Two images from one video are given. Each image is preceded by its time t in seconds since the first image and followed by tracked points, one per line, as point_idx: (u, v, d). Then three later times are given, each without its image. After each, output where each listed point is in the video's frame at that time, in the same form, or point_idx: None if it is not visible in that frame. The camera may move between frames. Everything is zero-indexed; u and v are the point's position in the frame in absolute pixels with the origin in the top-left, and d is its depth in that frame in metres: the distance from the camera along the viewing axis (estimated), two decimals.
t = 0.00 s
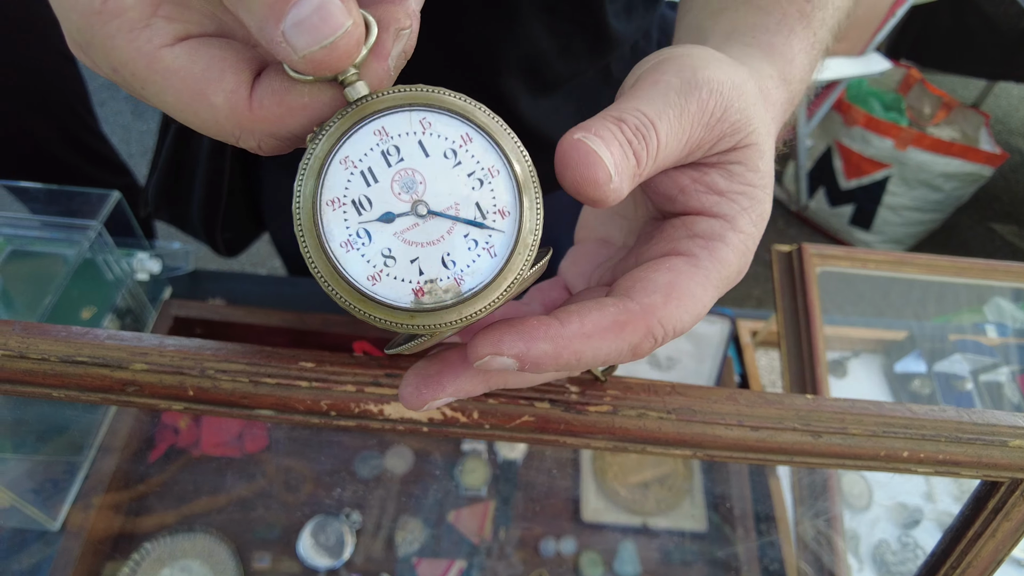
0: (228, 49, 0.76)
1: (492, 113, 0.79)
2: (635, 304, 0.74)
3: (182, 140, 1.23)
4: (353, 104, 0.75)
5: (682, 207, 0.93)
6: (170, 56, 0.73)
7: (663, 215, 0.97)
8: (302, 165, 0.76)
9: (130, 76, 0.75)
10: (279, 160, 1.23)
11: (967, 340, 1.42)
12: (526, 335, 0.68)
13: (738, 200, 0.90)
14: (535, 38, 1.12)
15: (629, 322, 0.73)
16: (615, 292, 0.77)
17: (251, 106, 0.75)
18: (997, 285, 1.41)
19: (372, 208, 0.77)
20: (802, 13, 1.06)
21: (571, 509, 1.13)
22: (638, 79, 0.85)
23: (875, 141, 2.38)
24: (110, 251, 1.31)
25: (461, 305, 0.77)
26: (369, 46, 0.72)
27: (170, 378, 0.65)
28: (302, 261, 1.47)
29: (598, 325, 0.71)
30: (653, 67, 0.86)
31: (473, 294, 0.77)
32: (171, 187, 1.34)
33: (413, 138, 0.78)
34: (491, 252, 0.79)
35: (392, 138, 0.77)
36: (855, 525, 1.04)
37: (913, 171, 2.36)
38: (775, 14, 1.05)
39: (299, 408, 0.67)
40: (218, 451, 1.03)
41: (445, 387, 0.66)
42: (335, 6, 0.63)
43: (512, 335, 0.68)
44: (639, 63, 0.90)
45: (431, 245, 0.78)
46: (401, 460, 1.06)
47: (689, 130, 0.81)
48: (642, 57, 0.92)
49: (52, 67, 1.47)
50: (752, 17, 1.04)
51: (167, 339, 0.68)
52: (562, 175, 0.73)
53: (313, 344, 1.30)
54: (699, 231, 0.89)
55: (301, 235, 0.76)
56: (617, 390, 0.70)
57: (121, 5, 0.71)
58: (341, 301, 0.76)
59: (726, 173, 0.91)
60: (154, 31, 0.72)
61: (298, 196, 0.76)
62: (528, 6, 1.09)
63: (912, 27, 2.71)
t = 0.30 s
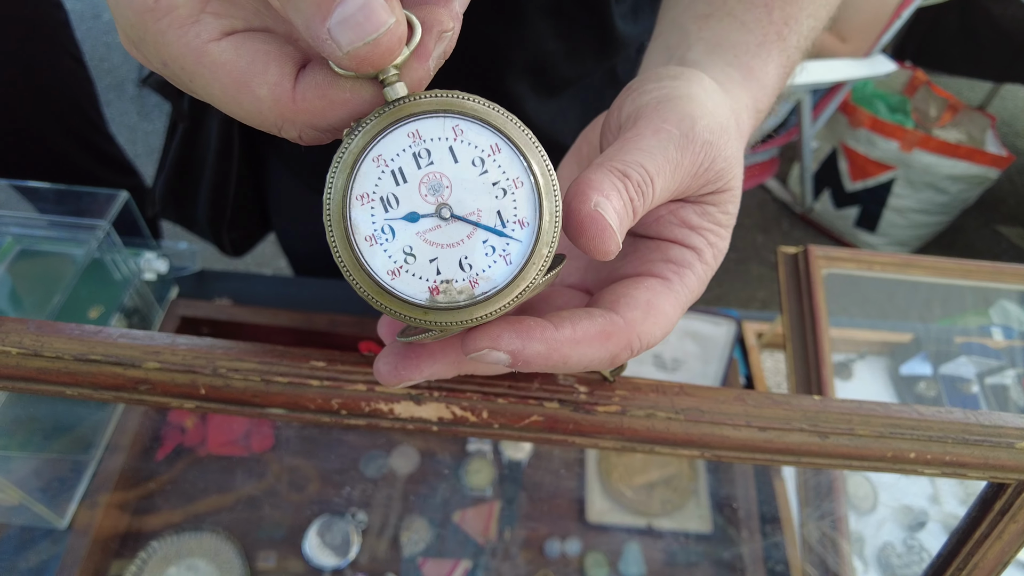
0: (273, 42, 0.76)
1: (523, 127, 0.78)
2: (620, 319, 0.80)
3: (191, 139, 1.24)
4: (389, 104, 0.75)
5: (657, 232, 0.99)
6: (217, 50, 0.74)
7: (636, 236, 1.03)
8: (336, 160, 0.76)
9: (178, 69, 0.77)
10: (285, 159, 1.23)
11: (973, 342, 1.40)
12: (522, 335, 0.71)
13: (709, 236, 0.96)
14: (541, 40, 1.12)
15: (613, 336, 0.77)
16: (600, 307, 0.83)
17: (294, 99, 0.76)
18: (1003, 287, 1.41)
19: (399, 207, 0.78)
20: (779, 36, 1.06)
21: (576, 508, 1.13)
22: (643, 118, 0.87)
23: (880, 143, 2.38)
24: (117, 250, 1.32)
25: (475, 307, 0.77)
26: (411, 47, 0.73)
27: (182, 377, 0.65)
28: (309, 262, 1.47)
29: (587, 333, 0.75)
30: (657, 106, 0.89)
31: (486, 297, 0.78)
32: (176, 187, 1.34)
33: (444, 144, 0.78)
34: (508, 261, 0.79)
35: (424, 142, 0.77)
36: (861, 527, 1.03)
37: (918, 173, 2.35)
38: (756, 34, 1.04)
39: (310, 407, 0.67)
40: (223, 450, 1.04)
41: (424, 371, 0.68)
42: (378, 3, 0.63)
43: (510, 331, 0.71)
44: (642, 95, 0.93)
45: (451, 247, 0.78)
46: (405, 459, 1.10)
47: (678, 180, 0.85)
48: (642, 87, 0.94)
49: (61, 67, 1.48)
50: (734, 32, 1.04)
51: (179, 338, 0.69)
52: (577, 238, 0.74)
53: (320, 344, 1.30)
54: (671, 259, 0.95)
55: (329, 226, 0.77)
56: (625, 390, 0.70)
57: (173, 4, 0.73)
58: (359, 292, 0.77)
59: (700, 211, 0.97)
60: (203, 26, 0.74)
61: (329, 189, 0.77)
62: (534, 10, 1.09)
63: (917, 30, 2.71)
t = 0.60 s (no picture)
0: (286, 62, 0.76)
1: (526, 155, 0.80)
2: (611, 334, 0.82)
3: (195, 144, 1.25)
4: (399, 128, 0.76)
5: (646, 254, 0.99)
6: (233, 72, 0.74)
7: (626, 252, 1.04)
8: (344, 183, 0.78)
9: (194, 88, 0.77)
10: (288, 165, 1.24)
11: (974, 349, 1.39)
12: (516, 348, 0.73)
13: (697, 253, 0.97)
14: (545, 46, 1.13)
15: (605, 347, 0.79)
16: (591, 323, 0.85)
17: (307, 119, 0.76)
18: (1002, 293, 1.39)
19: (403, 226, 0.79)
20: (771, 50, 1.06)
21: (576, 513, 1.13)
22: (633, 144, 0.88)
23: (882, 147, 2.39)
24: (122, 253, 1.33)
25: (472, 324, 0.79)
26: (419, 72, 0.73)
27: (187, 385, 0.66)
28: (312, 265, 1.48)
29: (580, 348, 0.77)
30: (646, 131, 0.90)
31: (483, 316, 0.79)
32: (181, 192, 1.35)
33: (449, 169, 0.79)
34: (508, 282, 0.81)
35: (430, 166, 0.78)
36: (860, 533, 1.03)
37: (921, 177, 2.35)
38: (748, 48, 1.05)
39: (312, 415, 0.68)
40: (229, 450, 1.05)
41: (419, 375, 0.70)
42: (390, 31, 0.63)
43: (503, 345, 0.73)
44: (633, 117, 0.94)
45: (451, 267, 0.80)
46: (407, 464, 1.10)
47: (667, 205, 0.87)
48: (634, 108, 0.96)
49: (67, 71, 1.50)
50: (725, 45, 1.04)
51: (184, 345, 0.70)
52: (569, 270, 0.77)
53: (322, 348, 1.30)
54: (661, 277, 0.96)
55: (335, 243, 0.79)
56: (623, 400, 0.71)
57: (191, 26, 0.73)
58: (362, 307, 0.79)
59: (690, 231, 0.98)
60: (219, 49, 0.74)
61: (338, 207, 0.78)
62: (537, 19, 1.09)
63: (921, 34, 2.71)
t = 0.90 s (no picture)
0: (294, 67, 0.77)
1: (530, 160, 0.80)
2: (613, 333, 0.82)
3: (200, 145, 1.25)
4: (405, 132, 0.77)
5: (649, 253, 1.00)
6: (241, 76, 0.74)
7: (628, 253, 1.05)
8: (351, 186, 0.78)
9: (203, 92, 0.77)
10: (293, 165, 1.25)
11: (977, 352, 1.39)
12: (518, 349, 0.74)
13: (699, 253, 0.97)
14: (549, 48, 1.13)
15: (607, 348, 0.80)
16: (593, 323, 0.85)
17: (315, 122, 0.76)
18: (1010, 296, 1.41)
19: (407, 230, 0.80)
20: (774, 50, 1.07)
21: (579, 514, 1.13)
22: (630, 146, 0.89)
23: (885, 151, 2.39)
24: (127, 254, 1.34)
25: (475, 327, 0.79)
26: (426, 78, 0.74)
27: (192, 385, 0.66)
28: (315, 266, 1.48)
29: (582, 349, 0.77)
30: (644, 132, 0.90)
31: (487, 319, 0.80)
32: (186, 192, 1.35)
33: (454, 174, 0.79)
34: (511, 286, 0.81)
35: (435, 171, 0.79)
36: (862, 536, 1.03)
37: (924, 181, 2.35)
38: (750, 49, 1.05)
39: (317, 415, 0.68)
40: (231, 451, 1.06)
41: (422, 374, 0.70)
42: (396, 37, 0.63)
43: (507, 347, 0.73)
44: (631, 119, 0.94)
45: (455, 271, 0.80)
46: (410, 465, 1.11)
47: (666, 205, 0.87)
48: (632, 110, 0.96)
49: (71, 72, 1.50)
50: (728, 47, 1.05)
51: (189, 346, 0.70)
52: (565, 270, 0.78)
53: (325, 349, 1.30)
54: (664, 277, 0.96)
55: (341, 246, 0.79)
56: (627, 401, 0.71)
57: (200, 30, 0.74)
58: (367, 308, 0.80)
59: (692, 231, 0.98)
60: (228, 53, 0.75)
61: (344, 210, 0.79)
62: (541, 21, 1.10)
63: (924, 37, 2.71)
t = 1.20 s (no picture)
0: (309, 66, 0.77)
1: (546, 161, 0.80)
2: (612, 316, 0.83)
3: (208, 144, 1.25)
4: (422, 133, 0.77)
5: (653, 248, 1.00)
6: (256, 75, 0.74)
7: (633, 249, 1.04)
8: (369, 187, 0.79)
9: (217, 92, 0.77)
10: (300, 165, 1.25)
11: (982, 356, 1.39)
12: (519, 347, 0.75)
13: (704, 248, 0.97)
14: (556, 50, 1.13)
15: (607, 331, 0.81)
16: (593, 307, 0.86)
17: (330, 123, 0.77)
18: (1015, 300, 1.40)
19: (424, 232, 0.81)
20: (785, 52, 1.07)
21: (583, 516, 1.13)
22: (641, 136, 0.89)
23: (889, 154, 2.38)
24: (131, 254, 1.35)
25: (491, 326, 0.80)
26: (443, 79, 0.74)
27: (201, 385, 0.66)
28: (320, 267, 1.48)
29: (580, 335, 0.79)
30: (655, 124, 0.90)
31: (504, 319, 0.80)
32: (194, 192, 1.35)
33: (471, 176, 0.79)
34: (525, 286, 0.82)
35: (452, 173, 0.79)
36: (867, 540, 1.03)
37: (928, 184, 2.35)
38: (761, 50, 1.05)
39: (326, 416, 0.68)
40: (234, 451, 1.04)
41: (419, 362, 0.74)
42: (414, 39, 0.63)
43: (511, 350, 0.74)
44: (641, 112, 0.94)
45: (471, 272, 0.81)
46: (414, 467, 1.09)
47: (676, 194, 0.87)
48: (643, 104, 0.96)
49: (76, 72, 1.50)
50: (739, 49, 1.04)
51: (198, 346, 0.70)
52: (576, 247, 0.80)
53: (330, 350, 1.30)
54: (668, 268, 0.95)
55: (360, 248, 0.80)
56: (636, 404, 0.71)
57: (215, 30, 0.74)
58: (384, 308, 0.80)
59: (697, 226, 0.98)
60: (242, 52, 0.75)
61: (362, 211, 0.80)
62: (550, 23, 1.10)
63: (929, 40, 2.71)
